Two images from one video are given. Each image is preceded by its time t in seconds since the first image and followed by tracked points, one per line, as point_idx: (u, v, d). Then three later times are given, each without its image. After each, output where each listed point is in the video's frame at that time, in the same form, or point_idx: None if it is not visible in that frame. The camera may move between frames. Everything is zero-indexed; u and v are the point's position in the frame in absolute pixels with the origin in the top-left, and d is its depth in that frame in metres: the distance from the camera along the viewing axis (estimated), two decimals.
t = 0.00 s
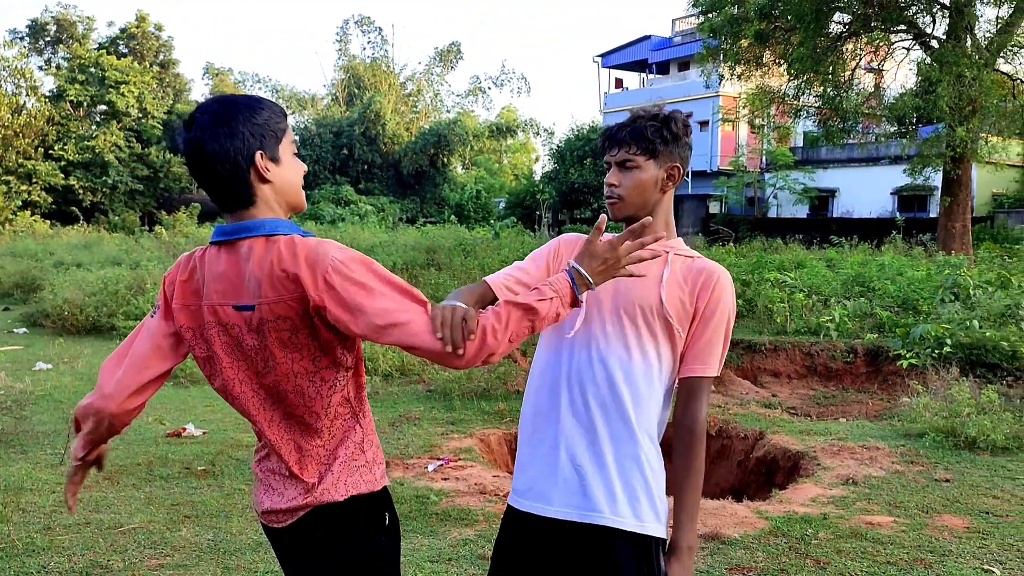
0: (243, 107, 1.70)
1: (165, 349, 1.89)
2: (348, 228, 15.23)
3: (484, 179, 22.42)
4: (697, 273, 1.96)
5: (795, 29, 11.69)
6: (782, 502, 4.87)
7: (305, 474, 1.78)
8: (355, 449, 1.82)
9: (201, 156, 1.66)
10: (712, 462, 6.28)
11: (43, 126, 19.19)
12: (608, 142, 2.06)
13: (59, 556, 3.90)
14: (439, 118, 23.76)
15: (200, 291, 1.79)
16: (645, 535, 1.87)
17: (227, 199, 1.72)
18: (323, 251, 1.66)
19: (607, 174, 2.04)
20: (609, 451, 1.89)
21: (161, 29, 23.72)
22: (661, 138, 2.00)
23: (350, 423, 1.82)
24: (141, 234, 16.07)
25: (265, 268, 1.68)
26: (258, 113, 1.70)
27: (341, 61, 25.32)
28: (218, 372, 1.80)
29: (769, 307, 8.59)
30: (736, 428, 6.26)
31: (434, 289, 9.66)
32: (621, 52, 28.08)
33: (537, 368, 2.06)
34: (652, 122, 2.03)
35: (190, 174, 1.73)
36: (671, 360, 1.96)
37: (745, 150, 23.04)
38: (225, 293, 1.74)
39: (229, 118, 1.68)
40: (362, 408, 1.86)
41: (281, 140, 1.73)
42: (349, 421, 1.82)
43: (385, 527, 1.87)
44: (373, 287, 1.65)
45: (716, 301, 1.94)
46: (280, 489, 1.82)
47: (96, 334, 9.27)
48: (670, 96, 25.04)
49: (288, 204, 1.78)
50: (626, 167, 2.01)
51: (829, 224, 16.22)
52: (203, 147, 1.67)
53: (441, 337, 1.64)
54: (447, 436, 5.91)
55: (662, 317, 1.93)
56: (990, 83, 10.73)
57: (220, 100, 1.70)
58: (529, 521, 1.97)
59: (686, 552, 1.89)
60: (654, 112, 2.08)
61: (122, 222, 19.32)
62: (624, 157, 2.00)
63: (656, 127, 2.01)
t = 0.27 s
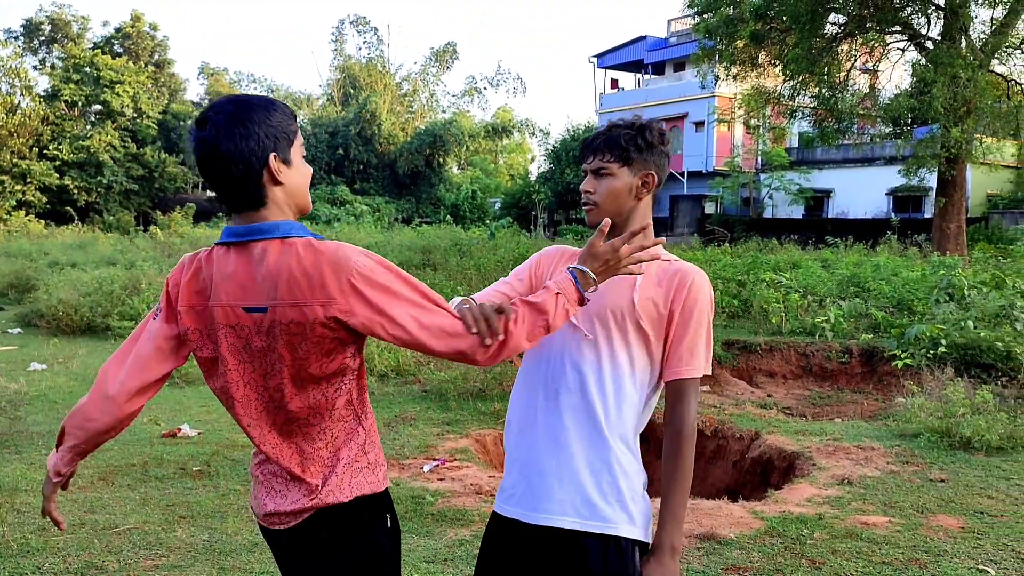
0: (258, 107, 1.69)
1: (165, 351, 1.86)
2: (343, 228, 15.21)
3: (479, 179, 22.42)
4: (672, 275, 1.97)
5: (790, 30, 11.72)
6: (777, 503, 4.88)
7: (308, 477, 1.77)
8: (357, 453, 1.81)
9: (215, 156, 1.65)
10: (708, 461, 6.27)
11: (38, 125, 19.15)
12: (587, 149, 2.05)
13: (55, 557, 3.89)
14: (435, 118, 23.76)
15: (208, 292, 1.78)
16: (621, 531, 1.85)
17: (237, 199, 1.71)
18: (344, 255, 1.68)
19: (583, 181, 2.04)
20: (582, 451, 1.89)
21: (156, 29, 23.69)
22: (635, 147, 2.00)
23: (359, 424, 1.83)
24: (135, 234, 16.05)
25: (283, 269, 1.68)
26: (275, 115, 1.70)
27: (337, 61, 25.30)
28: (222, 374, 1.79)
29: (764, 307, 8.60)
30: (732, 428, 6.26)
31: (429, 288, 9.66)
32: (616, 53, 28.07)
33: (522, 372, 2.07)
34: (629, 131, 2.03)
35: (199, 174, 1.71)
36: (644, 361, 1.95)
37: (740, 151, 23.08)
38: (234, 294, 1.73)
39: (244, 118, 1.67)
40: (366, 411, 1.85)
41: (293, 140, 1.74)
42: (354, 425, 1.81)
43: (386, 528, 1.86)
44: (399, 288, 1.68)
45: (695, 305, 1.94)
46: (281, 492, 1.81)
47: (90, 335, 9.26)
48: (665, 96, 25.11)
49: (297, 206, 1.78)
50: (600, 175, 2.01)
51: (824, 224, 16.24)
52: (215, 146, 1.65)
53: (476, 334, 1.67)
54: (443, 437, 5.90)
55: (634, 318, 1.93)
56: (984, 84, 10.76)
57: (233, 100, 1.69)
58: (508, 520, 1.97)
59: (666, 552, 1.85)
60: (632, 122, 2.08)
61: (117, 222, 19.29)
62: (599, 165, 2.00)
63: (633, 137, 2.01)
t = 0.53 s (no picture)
0: (294, 106, 1.73)
1: (195, 347, 1.80)
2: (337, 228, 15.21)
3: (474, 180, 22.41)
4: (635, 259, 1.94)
5: (784, 31, 11.74)
6: (771, 503, 4.88)
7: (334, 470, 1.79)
8: (379, 445, 1.85)
9: (250, 152, 1.68)
10: (701, 461, 6.27)
11: (30, 125, 19.10)
12: (548, 142, 2.05)
13: (47, 558, 3.87)
14: (429, 119, 23.76)
15: (238, 284, 1.76)
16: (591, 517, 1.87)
17: (268, 196, 1.73)
18: (377, 245, 1.73)
19: (545, 174, 2.05)
20: (556, 441, 1.90)
21: (150, 28, 23.65)
22: (589, 137, 1.99)
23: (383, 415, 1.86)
24: (128, 235, 16.00)
25: (317, 261, 1.70)
26: (311, 115, 1.74)
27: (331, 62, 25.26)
28: (249, 369, 1.77)
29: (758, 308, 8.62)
30: (725, 429, 6.26)
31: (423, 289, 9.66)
32: (611, 54, 28.08)
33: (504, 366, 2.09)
34: (584, 121, 2.02)
35: (233, 171, 1.74)
36: (613, 345, 1.94)
37: (734, 152, 23.13)
38: (265, 287, 1.73)
39: (281, 116, 1.70)
40: (388, 404, 1.88)
41: (323, 140, 1.77)
42: (378, 416, 1.84)
43: (394, 530, 1.87)
44: (432, 270, 1.73)
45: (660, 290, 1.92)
46: (298, 487, 1.81)
47: (83, 335, 9.24)
48: (659, 97, 25.15)
49: (324, 206, 1.80)
50: (560, 167, 2.01)
51: (817, 225, 16.29)
52: (251, 142, 1.68)
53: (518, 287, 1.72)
54: (437, 437, 5.89)
55: (600, 303, 1.93)
56: (976, 86, 10.80)
57: (270, 98, 1.72)
58: (488, 513, 2.00)
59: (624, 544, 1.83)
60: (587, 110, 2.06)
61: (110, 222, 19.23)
62: (558, 157, 2.01)
63: (589, 126, 2.00)
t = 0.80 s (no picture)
0: (313, 111, 1.76)
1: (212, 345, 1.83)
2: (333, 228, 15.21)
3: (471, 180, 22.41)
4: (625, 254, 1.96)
5: (780, 32, 11.78)
6: (767, 503, 4.88)
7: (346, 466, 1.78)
8: (387, 438, 1.83)
9: (265, 152, 1.70)
10: (698, 461, 6.27)
11: (27, 125, 19.08)
12: (534, 138, 2.07)
13: (43, 558, 3.86)
14: (425, 119, 23.76)
15: (252, 286, 1.78)
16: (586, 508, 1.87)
17: (279, 197, 1.75)
18: (381, 243, 1.73)
19: (531, 169, 2.07)
20: (549, 434, 1.90)
21: (146, 28, 23.65)
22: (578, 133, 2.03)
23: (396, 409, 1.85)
24: (125, 234, 15.99)
25: (322, 261, 1.70)
26: (328, 120, 1.76)
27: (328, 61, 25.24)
28: (261, 368, 1.79)
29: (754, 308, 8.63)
30: (722, 429, 6.26)
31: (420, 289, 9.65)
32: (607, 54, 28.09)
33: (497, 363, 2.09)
34: (569, 115, 2.05)
35: (250, 170, 1.76)
36: (605, 338, 1.95)
37: (731, 152, 23.16)
38: (275, 287, 1.75)
39: (298, 120, 1.73)
40: (401, 397, 1.86)
41: (340, 147, 1.79)
42: (388, 409, 1.82)
43: (397, 534, 1.84)
44: (439, 262, 1.72)
45: (649, 285, 1.95)
46: (309, 483, 1.80)
47: (80, 335, 9.22)
48: (656, 97, 25.19)
49: (336, 210, 1.82)
50: (549, 161, 2.03)
51: (813, 225, 16.32)
52: (269, 143, 1.71)
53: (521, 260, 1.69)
54: (434, 437, 5.89)
55: (590, 299, 1.94)
56: (972, 86, 10.83)
57: (291, 101, 1.75)
58: (483, 505, 1.99)
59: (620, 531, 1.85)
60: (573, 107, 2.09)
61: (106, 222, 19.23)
62: (546, 151, 2.02)
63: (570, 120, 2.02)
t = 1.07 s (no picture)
0: (321, 113, 1.79)
1: (223, 353, 1.91)
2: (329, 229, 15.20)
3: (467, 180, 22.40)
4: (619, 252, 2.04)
5: (775, 33, 11.81)
6: (763, 503, 4.89)
7: (345, 459, 1.78)
8: (390, 431, 1.82)
9: (272, 149, 1.74)
10: (694, 461, 6.27)
11: (22, 125, 19.05)
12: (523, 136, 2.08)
13: (38, 559, 3.85)
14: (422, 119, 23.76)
15: (253, 285, 1.80)
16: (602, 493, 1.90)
17: (283, 193, 1.77)
18: (374, 236, 1.72)
19: (522, 168, 2.07)
20: (559, 427, 1.92)
21: (142, 28, 23.62)
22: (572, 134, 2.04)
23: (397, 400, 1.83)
24: (120, 234, 15.96)
25: (320, 255, 1.70)
26: (335, 121, 1.79)
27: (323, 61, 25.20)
28: (270, 365, 1.80)
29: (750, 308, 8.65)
30: (717, 430, 6.27)
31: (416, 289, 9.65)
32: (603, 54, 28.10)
33: (490, 363, 2.08)
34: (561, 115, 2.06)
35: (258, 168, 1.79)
36: (603, 333, 2.02)
37: (726, 152, 23.20)
38: (275, 283, 1.76)
39: (307, 120, 1.76)
40: (403, 389, 1.85)
41: (347, 149, 1.81)
42: (390, 402, 1.81)
43: (401, 535, 1.83)
44: (435, 251, 1.72)
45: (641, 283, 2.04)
46: (315, 479, 1.80)
47: (75, 335, 9.21)
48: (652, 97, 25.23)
49: (340, 211, 1.83)
50: (540, 161, 2.03)
51: (808, 226, 16.35)
52: (278, 141, 1.74)
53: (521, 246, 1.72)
54: (429, 438, 5.88)
55: (592, 297, 2.00)
56: (967, 87, 10.86)
57: (302, 104, 1.79)
58: (491, 499, 1.97)
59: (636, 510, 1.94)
60: (562, 107, 2.10)
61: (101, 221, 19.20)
62: (538, 151, 2.03)
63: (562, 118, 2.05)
